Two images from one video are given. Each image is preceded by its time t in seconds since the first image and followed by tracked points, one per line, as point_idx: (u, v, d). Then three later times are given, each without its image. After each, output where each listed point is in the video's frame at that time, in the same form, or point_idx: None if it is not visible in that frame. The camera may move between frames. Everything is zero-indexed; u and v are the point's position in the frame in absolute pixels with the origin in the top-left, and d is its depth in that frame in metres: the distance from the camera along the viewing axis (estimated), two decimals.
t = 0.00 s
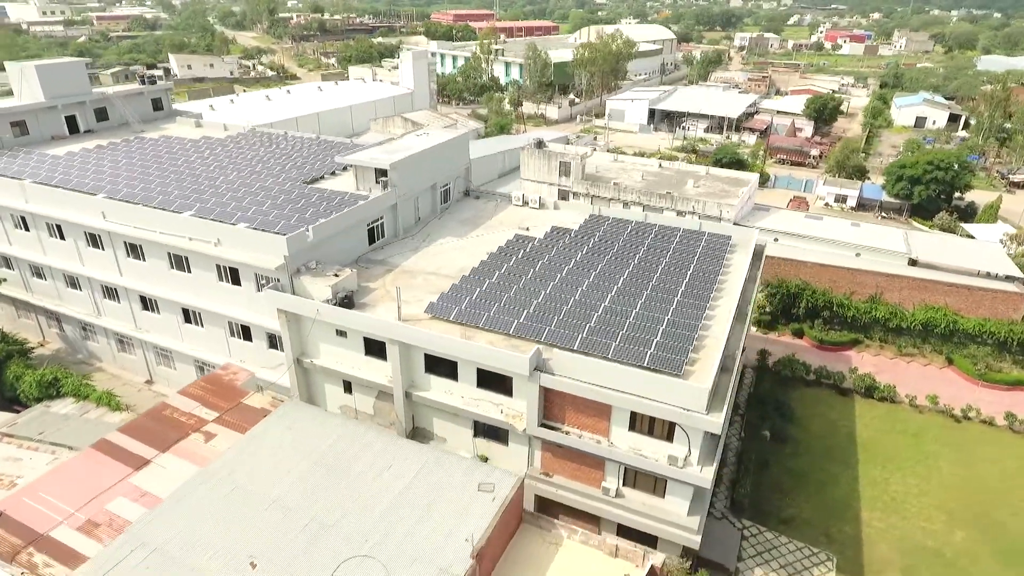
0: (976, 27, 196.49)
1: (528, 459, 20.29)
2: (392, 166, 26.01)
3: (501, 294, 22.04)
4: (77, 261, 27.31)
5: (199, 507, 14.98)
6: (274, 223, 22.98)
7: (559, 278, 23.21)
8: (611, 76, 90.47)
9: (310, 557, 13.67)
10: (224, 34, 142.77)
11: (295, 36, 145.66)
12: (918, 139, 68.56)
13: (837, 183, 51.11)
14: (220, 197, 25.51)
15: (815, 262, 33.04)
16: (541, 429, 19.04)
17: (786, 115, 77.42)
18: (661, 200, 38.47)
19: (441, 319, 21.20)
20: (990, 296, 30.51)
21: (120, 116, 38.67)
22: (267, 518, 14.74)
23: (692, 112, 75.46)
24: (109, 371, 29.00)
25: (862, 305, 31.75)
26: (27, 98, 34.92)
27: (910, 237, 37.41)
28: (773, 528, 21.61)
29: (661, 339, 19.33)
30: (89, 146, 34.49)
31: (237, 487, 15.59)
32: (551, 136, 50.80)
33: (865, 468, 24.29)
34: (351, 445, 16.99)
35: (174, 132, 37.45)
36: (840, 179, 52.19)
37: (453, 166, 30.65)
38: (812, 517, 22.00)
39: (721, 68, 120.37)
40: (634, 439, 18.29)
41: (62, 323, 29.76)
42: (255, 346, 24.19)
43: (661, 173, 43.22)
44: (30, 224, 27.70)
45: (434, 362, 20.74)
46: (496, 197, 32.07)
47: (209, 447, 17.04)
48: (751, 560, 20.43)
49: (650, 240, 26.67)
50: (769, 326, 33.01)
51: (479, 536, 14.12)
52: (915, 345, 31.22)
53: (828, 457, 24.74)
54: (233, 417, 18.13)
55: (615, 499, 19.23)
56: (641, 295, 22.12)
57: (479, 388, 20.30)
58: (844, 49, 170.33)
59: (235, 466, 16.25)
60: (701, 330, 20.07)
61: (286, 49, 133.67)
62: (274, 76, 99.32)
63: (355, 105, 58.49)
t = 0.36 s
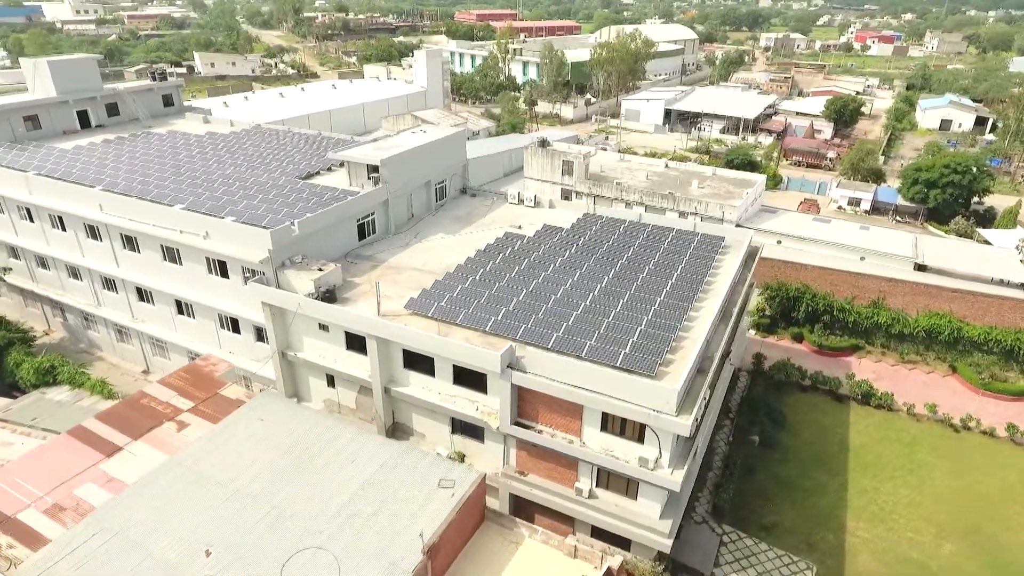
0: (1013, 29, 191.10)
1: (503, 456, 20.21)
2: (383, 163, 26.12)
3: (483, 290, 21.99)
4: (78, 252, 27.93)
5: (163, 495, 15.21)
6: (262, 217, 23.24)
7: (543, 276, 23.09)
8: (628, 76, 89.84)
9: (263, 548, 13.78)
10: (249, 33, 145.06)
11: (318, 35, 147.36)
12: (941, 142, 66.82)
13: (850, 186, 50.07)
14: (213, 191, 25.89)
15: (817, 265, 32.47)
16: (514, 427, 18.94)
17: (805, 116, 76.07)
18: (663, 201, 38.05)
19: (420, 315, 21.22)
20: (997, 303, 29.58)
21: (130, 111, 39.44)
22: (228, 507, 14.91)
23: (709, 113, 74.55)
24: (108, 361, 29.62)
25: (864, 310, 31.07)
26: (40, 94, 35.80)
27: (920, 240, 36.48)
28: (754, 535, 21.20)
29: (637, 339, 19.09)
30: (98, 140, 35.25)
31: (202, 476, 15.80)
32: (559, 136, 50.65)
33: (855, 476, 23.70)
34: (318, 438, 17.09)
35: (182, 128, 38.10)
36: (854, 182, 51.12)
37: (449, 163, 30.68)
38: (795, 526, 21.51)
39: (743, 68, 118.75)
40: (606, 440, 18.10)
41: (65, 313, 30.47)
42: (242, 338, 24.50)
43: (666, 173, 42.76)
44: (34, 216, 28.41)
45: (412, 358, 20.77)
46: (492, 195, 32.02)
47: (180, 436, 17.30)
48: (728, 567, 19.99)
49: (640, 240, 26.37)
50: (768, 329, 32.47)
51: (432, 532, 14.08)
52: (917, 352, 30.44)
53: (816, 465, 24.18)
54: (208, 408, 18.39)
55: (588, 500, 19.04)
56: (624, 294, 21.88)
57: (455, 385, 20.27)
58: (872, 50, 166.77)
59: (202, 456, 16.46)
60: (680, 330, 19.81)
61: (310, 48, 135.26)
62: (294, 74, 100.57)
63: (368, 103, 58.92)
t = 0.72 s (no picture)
0: None
1: (478, 454, 20.19)
2: (375, 159, 26.25)
3: (465, 287, 21.97)
4: (80, 243, 28.60)
5: (130, 481, 15.49)
6: (251, 211, 23.54)
7: (528, 274, 22.98)
8: (647, 76, 89.16)
9: (219, 536, 13.94)
10: (275, 32, 147.28)
11: (342, 34, 148.92)
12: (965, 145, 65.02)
13: (865, 189, 49.02)
14: (208, 186, 26.30)
15: (818, 269, 31.82)
16: (486, 424, 18.90)
17: (825, 118, 74.67)
18: (666, 201, 37.66)
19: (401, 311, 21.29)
20: (1004, 310, 28.67)
21: (142, 107, 40.26)
22: (191, 495, 15.11)
23: (726, 114, 73.63)
24: (109, 351, 30.28)
25: (865, 315, 30.39)
26: (54, 89, 36.74)
27: (929, 245, 35.55)
28: (733, 541, 20.85)
29: (613, 339, 18.90)
30: (108, 135, 36.09)
31: (171, 464, 16.06)
32: (567, 136, 50.48)
33: (844, 484, 23.14)
34: (288, 430, 17.25)
35: (190, 124, 38.79)
36: (869, 185, 50.03)
37: (445, 161, 30.74)
38: (776, 533, 21.09)
39: (767, 69, 116.98)
40: (577, 440, 17.97)
41: (69, 303, 31.20)
42: (232, 331, 24.84)
43: (672, 174, 42.34)
44: (40, 208, 29.16)
45: (391, 353, 20.85)
46: (489, 193, 32.01)
47: (155, 425, 17.62)
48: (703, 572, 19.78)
49: (631, 240, 26.10)
50: (767, 333, 31.93)
51: (387, 526, 14.09)
52: (920, 359, 29.65)
53: (804, 471, 23.68)
54: (185, 398, 18.68)
55: (560, 500, 18.93)
56: (607, 294, 21.66)
57: (432, 381, 20.31)
58: (903, 51, 162.98)
59: (173, 445, 16.71)
60: (658, 329, 19.54)
61: (333, 48, 136.85)
62: (316, 72, 101.76)
63: (381, 102, 59.33)
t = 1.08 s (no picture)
0: None
1: (457, 450, 20.17)
2: (371, 155, 26.43)
3: (451, 283, 21.98)
4: (88, 234, 29.36)
5: (104, 466, 15.84)
6: (245, 205, 23.90)
7: (515, 271, 22.91)
8: (669, 77, 88.24)
9: (182, 522, 14.16)
10: (304, 31, 149.47)
11: (369, 33, 150.39)
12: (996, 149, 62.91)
13: (883, 193, 47.77)
14: (208, 180, 26.78)
15: (823, 273, 31.12)
16: (463, 420, 18.89)
17: (850, 120, 73.00)
18: (672, 202, 37.19)
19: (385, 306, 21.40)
20: (1015, 319, 27.65)
21: (158, 102, 41.17)
22: (161, 481, 15.38)
23: (747, 115, 72.46)
24: (115, 339, 31.01)
25: (870, 321, 29.62)
26: (73, 84, 37.79)
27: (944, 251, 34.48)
28: (714, 548, 20.45)
29: (591, 338, 18.72)
30: (123, 129, 36.98)
31: (146, 450, 16.37)
32: (580, 136, 50.21)
33: (834, 493, 22.56)
34: (262, 420, 17.44)
35: (203, 119, 39.53)
36: (888, 189, 48.72)
37: (445, 158, 30.83)
38: (759, 541, 20.64)
39: (795, 71, 114.78)
40: (550, 438, 17.85)
41: (79, 292, 32.02)
42: (227, 322, 25.24)
43: (681, 174, 41.80)
44: (51, 199, 30.02)
45: (374, 348, 20.96)
46: (489, 191, 31.98)
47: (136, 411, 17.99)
48: None
49: (625, 239, 25.82)
50: (769, 338, 31.32)
51: (345, 518, 14.13)
52: (926, 368, 28.77)
53: (795, 479, 23.13)
54: (168, 386, 19.05)
55: (535, 499, 18.82)
56: (592, 293, 21.47)
57: (412, 376, 20.37)
58: (939, 53, 158.45)
59: (150, 431, 17.04)
60: (638, 330, 19.30)
61: (360, 46, 138.22)
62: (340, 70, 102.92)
63: (397, 99, 59.70)
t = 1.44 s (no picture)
0: None
1: (438, 445, 20.23)
2: (370, 150, 26.61)
3: (438, 279, 22.03)
4: (100, 224, 30.24)
5: (85, 447, 16.29)
6: (243, 198, 24.33)
7: (505, 269, 22.87)
8: (694, 78, 87.06)
9: (152, 504, 14.48)
10: (335, 30, 151.55)
11: (399, 32, 151.65)
12: None
13: (906, 198, 46.37)
14: (213, 173, 27.33)
15: (830, 278, 30.35)
16: (441, 415, 18.95)
17: (880, 124, 71.07)
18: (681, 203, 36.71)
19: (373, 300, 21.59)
20: None
21: (177, 98, 42.17)
22: (137, 463, 15.76)
23: (771, 117, 71.09)
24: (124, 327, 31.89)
25: (877, 328, 28.81)
26: (96, 80, 38.96)
27: (961, 257, 33.33)
28: (696, 554, 20.09)
29: (570, 336, 18.59)
30: (141, 123, 37.96)
31: (127, 433, 16.80)
32: (594, 135, 49.88)
33: (826, 503, 21.99)
34: (241, 409, 17.73)
35: (219, 115, 40.36)
36: (912, 194, 47.31)
37: (448, 154, 30.95)
38: (742, 549, 20.23)
39: (827, 73, 112.22)
40: (525, 436, 17.80)
41: (93, 281, 32.99)
42: (225, 312, 25.73)
43: (693, 176, 41.23)
44: (66, 189, 31.01)
45: (360, 341, 21.14)
46: (492, 189, 31.98)
47: (122, 395, 18.45)
48: None
49: (621, 239, 25.56)
50: (773, 343, 30.67)
51: (308, 506, 14.27)
52: (934, 378, 27.86)
53: (786, 488, 22.60)
54: (156, 372, 19.50)
55: (511, 496, 18.77)
56: (578, 291, 21.32)
57: (396, 370, 20.50)
58: (983, 55, 153.19)
59: (133, 415, 17.48)
60: (620, 329, 19.09)
61: (389, 45, 139.62)
62: (367, 68, 103.98)
63: (416, 97, 60.08)
